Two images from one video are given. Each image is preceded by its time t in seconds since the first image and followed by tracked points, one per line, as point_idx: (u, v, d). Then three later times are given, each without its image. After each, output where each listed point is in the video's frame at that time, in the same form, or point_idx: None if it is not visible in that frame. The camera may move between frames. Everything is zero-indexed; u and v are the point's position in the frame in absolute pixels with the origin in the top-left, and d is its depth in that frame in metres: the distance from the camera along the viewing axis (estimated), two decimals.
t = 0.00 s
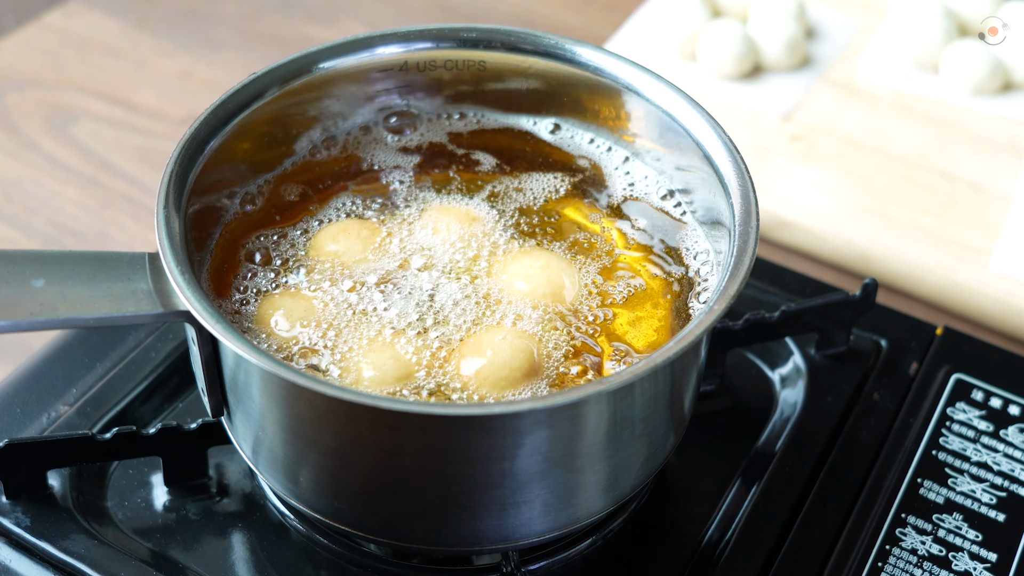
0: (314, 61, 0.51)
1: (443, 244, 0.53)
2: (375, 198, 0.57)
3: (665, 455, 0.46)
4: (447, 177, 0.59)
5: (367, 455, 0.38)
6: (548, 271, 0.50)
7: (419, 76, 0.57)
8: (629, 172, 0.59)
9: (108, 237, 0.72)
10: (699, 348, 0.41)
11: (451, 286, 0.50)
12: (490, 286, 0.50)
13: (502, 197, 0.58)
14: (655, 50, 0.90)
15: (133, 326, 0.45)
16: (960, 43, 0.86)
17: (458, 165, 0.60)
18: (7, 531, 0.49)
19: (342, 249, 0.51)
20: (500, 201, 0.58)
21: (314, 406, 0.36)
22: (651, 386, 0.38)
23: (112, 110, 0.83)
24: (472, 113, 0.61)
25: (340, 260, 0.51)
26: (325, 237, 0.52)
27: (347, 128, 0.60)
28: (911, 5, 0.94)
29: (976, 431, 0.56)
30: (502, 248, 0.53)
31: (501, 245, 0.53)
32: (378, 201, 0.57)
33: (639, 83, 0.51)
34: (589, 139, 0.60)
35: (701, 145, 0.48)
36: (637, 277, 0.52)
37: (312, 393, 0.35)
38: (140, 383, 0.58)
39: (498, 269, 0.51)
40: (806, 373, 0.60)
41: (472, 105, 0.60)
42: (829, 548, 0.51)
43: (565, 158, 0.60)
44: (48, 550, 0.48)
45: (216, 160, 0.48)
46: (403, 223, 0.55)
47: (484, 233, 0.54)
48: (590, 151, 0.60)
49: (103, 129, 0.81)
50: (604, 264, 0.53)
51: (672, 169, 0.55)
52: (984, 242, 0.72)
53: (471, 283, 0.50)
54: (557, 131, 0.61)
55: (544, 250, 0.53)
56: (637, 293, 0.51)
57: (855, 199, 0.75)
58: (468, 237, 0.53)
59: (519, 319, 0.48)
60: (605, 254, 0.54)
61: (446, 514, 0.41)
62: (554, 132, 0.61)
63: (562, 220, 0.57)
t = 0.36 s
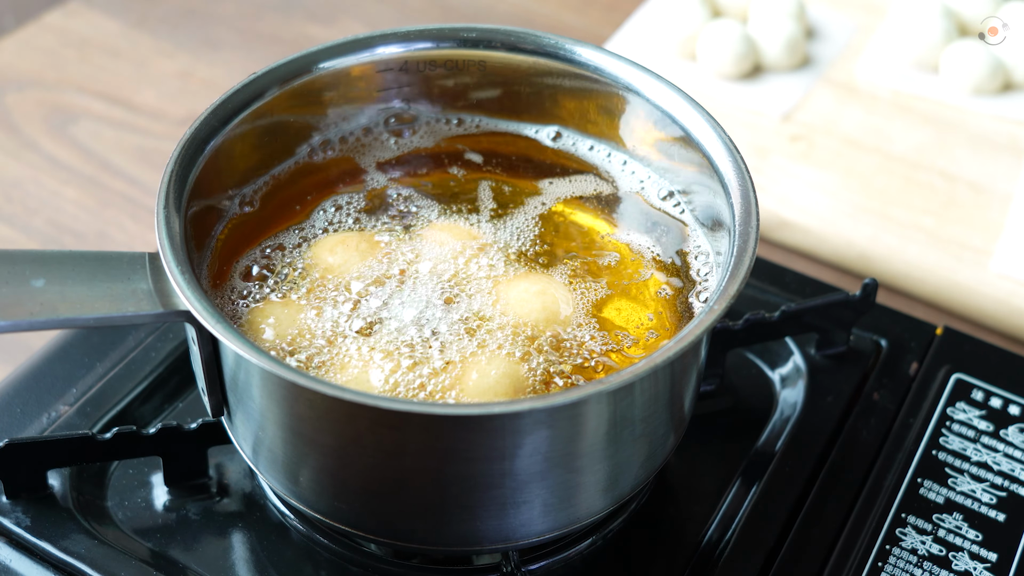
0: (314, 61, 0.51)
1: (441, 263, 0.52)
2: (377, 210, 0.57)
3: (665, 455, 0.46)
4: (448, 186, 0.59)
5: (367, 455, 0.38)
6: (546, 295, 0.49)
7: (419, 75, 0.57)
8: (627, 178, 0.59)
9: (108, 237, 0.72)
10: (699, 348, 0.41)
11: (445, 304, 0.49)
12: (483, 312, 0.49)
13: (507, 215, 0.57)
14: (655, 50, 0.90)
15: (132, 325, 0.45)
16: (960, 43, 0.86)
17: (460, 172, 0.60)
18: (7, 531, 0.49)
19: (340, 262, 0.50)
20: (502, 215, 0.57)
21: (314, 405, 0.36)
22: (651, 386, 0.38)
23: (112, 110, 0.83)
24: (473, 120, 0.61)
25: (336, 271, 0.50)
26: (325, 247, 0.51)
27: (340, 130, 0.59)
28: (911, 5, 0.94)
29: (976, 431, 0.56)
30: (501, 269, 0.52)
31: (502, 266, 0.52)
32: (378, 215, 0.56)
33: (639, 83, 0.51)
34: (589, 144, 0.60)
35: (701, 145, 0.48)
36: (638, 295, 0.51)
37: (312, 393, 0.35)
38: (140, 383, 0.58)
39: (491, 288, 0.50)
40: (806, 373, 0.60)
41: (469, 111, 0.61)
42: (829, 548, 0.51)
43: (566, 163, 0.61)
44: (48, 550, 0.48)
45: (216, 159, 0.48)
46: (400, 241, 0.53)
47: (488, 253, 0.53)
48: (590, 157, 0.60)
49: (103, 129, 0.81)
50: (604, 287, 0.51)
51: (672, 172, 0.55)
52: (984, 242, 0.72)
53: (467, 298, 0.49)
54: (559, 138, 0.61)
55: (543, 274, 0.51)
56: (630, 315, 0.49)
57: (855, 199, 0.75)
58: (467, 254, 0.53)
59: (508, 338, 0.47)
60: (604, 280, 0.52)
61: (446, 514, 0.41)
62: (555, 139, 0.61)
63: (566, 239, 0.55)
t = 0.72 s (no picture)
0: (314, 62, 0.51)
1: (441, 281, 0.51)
2: (367, 221, 0.56)
3: (665, 455, 0.46)
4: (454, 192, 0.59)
5: (366, 455, 0.38)
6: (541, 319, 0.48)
7: (418, 76, 0.56)
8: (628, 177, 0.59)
9: (108, 237, 0.72)
10: (699, 348, 0.41)
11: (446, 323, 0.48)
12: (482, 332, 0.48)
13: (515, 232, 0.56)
14: (655, 50, 0.90)
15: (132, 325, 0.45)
16: (960, 43, 0.86)
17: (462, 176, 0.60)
18: (7, 531, 0.49)
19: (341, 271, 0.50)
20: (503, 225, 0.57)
21: (314, 406, 0.37)
22: (651, 386, 0.38)
23: (112, 110, 0.83)
24: (470, 118, 0.61)
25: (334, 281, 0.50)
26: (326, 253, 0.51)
27: (341, 129, 0.59)
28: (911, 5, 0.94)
29: (976, 431, 0.56)
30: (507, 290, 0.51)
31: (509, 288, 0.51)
32: (381, 228, 0.56)
33: (639, 83, 0.51)
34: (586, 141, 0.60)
35: (701, 145, 0.48)
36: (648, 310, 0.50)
37: (312, 393, 0.36)
38: (140, 382, 0.58)
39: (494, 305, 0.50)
40: (806, 373, 0.60)
41: (467, 109, 0.60)
42: (829, 548, 0.51)
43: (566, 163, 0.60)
44: (48, 550, 0.48)
45: (215, 160, 0.48)
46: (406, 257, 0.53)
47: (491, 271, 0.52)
48: (590, 156, 0.60)
49: (103, 129, 0.81)
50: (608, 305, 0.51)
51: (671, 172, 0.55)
52: (984, 242, 0.72)
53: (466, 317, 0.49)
54: (559, 137, 0.61)
55: (544, 296, 0.50)
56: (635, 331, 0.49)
57: (855, 199, 0.75)
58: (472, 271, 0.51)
59: (498, 362, 0.46)
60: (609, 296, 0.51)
61: (446, 514, 0.41)
62: (556, 138, 0.61)
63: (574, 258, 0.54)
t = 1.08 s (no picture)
0: (314, 61, 0.51)
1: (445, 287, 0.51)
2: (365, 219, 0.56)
3: (665, 455, 0.46)
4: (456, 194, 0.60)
5: (366, 455, 0.38)
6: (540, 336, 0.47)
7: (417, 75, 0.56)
8: (628, 176, 0.59)
9: (108, 237, 0.72)
10: (699, 348, 0.41)
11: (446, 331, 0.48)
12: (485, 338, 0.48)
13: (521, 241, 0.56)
14: (655, 50, 0.90)
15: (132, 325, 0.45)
16: (960, 43, 0.86)
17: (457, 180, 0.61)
18: (7, 531, 0.49)
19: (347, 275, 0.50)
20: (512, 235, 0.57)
21: (314, 406, 0.37)
22: (651, 385, 0.38)
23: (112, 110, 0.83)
24: (470, 116, 0.61)
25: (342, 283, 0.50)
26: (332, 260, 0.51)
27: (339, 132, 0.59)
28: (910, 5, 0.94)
29: (976, 431, 0.56)
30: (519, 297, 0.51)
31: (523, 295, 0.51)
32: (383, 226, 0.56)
33: (639, 83, 0.51)
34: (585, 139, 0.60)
35: (701, 145, 0.48)
36: (657, 292, 0.52)
37: (313, 393, 0.35)
38: (140, 382, 0.58)
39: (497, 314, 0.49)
40: (806, 373, 0.60)
41: (467, 107, 0.60)
42: (829, 548, 0.51)
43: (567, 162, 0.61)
44: (48, 550, 0.48)
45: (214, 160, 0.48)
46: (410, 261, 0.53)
47: (500, 280, 0.52)
48: (590, 154, 0.60)
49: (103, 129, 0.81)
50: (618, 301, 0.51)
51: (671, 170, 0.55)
52: (984, 242, 0.72)
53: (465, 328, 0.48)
54: (559, 135, 0.61)
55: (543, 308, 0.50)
56: (639, 320, 0.50)
57: (855, 199, 0.75)
58: (474, 283, 0.51)
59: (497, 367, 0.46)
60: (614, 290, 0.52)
61: (446, 514, 0.41)
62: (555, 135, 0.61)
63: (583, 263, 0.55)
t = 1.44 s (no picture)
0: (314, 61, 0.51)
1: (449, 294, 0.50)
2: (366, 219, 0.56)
3: (665, 455, 0.46)
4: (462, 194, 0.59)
5: (366, 455, 0.38)
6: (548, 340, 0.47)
7: (416, 75, 0.56)
8: (629, 174, 0.59)
9: (108, 237, 0.72)
10: (699, 348, 0.41)
11: (459, 327, 0.48)
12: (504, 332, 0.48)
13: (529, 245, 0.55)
14: (656, 50, 0.90)
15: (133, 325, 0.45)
16: (960, 43, 0.86)
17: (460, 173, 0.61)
18: (7, 531, 0.49)
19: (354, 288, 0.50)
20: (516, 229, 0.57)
21: (314, 406, 0.37)
22: (651, 385, 0.38)
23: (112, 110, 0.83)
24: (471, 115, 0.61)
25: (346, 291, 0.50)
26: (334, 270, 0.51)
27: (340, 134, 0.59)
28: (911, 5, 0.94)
29: (976, 431, 0.56)
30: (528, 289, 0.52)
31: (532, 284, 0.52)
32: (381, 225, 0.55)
33: (639, 83, 0.51)
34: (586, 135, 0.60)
35: (702, 145, 0.48)
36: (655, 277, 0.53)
37: (312, 393, 0.36)
38: (140, 382, 0.58)
39: (508, 310, 0.50)
40: (806, 373, 0.60)
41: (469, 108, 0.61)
42: (829, 548, 0.51)
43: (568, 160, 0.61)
44: (48, 550, 0.48)
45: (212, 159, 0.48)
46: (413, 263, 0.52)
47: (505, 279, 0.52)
48: (590, 153, 0.60)
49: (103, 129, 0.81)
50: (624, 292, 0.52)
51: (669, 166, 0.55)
52: (984, 242, 0.72)
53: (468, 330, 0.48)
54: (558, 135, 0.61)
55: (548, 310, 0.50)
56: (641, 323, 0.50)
57: (855, 199, 0.75)
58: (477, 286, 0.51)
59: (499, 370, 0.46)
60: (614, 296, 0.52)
61: (446, 514, 0.41)
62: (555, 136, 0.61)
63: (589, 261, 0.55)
